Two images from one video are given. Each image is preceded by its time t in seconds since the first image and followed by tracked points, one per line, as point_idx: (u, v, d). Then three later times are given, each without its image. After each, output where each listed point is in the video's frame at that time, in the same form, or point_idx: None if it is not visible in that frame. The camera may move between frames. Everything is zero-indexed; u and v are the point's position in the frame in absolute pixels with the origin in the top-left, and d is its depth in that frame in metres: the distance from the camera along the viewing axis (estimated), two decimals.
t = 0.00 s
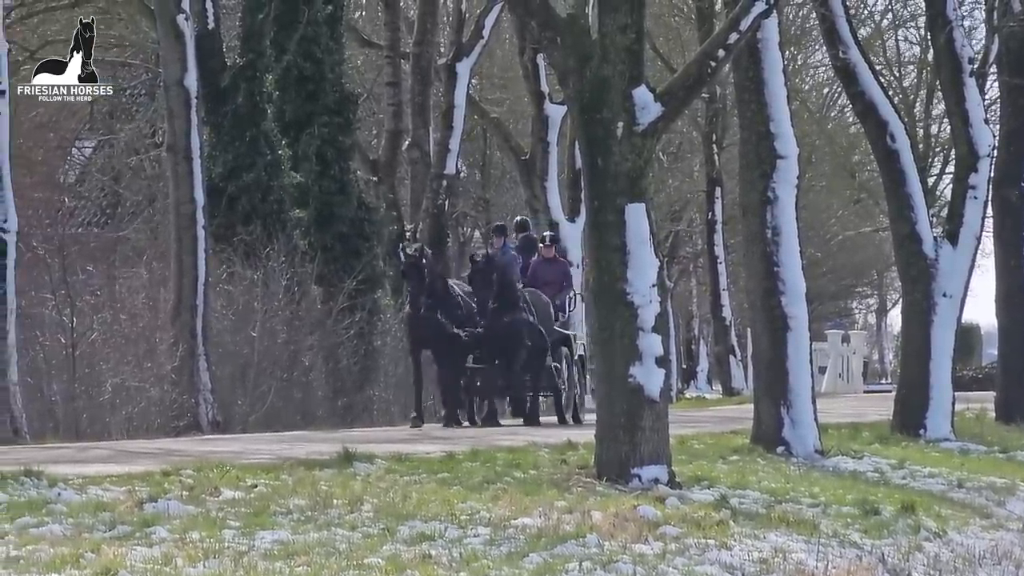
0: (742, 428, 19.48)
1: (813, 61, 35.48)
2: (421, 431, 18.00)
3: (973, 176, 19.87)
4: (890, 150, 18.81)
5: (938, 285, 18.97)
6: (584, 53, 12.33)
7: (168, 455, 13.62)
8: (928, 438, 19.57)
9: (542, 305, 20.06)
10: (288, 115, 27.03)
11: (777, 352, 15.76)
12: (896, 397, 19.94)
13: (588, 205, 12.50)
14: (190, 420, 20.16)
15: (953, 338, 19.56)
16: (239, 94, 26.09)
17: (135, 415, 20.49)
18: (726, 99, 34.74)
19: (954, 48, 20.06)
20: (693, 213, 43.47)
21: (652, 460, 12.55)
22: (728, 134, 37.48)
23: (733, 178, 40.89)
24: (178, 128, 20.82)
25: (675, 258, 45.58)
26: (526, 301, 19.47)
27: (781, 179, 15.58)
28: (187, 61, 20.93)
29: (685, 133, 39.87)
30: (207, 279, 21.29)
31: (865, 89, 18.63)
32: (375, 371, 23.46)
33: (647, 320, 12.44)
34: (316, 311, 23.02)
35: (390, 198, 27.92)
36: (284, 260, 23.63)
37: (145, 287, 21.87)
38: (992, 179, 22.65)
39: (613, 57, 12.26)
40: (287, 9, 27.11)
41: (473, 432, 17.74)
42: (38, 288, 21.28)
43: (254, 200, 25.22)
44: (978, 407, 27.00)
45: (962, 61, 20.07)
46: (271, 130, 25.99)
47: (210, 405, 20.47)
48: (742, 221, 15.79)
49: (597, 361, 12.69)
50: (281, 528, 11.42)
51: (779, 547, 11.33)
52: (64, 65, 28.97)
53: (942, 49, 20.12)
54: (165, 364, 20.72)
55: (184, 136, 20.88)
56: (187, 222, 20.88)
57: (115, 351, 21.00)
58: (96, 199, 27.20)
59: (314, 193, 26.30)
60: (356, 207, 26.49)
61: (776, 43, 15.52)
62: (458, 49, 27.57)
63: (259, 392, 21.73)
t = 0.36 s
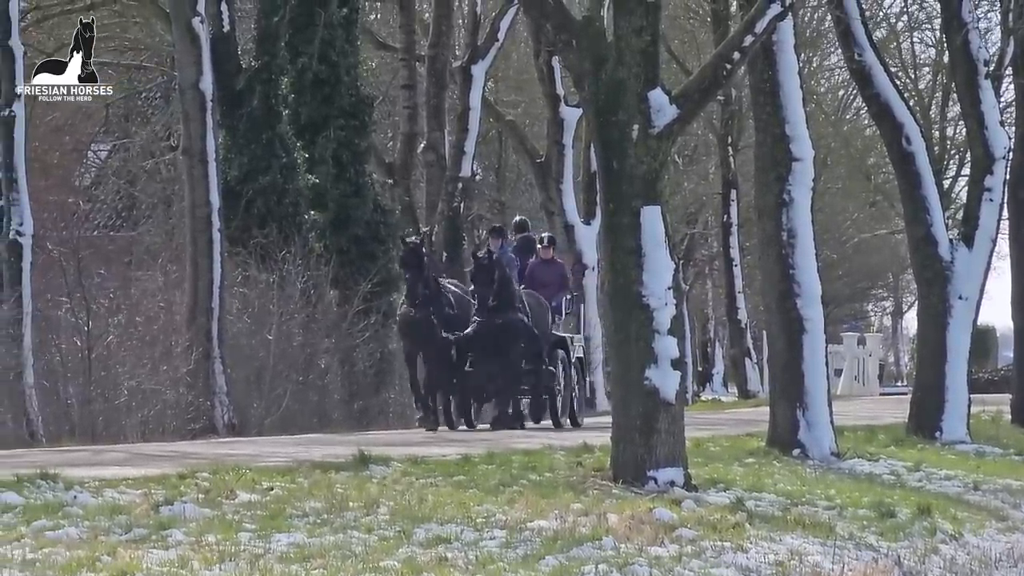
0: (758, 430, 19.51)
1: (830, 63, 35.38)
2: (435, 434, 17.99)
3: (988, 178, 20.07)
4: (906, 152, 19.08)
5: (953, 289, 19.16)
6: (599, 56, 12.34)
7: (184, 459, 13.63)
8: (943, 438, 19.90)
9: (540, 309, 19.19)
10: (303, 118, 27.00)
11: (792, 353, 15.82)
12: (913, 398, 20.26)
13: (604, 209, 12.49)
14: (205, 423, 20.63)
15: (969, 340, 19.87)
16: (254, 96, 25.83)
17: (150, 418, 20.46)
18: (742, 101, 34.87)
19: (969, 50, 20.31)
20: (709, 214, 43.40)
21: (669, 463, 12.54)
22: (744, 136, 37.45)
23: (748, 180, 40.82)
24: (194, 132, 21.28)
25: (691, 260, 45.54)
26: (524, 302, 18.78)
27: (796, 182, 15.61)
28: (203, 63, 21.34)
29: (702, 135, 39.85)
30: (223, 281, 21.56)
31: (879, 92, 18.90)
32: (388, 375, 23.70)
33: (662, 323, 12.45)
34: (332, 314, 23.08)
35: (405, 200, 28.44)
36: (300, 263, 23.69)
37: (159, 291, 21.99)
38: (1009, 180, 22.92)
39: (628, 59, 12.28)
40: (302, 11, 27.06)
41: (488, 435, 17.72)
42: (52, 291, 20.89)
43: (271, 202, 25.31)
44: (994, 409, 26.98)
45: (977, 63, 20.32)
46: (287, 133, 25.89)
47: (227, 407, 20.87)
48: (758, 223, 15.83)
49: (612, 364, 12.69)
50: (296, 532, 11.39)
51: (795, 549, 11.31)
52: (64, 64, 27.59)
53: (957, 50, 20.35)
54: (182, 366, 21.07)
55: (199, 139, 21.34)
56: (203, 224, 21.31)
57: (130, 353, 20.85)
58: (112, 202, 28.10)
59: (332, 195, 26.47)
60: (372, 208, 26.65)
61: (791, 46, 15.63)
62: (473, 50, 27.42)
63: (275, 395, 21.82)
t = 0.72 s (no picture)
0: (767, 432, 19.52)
1: (838, 66, 35.34)
2: (444, 436, 17.99)
3: (998, 181, 20.25)
4: (915, 154, 19.15)
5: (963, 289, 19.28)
6: (609, 59, 12.35)
7: (194, 461, 13.65)
8: (953, 442, 19.92)
9: (531, 305, 18.98)
10: (313, 120, 27.17)
11: (801, 355, 15.84)
12: (921, 402, 20.34)
13: (612, 212, 12.51)
14: (215, 426, 20.63)
15: (977, 343, 19.99)
16: (264, 98, 25.95)
17: (160, 421, 20.32)
18: (750, 103, 34.88)
19: (977, 52, 20.42)
20: (717, 217, 43.36)
21: (677, 466, 12.56)
22: (752, 138, 37.44)
23: (756, 182, 40.77)
24: (203, 134, 21.29)
25: (700, 263, 45.51)
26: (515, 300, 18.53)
27: (806, 184, 15.62)
28: (211, 66, 21.42)
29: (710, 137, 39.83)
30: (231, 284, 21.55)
31: (889, 94, 18.90)
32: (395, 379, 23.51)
33: (671, 326, 12.47)
34: (341, 316, 23.03)
35: (414, 203, 27.82)
36: (309, 265, 23.76)
37: (168, 295, 22.04)
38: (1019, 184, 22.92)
39: (638, 62, 12.30)
40: (311, 14, 27.23)
41: (497, 437, 17.73)
42: (63, 294, 21.40)
43: (280, 205, 25.59)
44: (1005, 412, 26.95)
45: (986, 65, 20.43)
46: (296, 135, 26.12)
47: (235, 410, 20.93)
48: (767, 226, 15.85)
49: (620, 367, 12.72)
50: (306, 534, 11.39)
51: (804, 551, 11.30)
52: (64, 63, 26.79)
53: (966, 53, 20.49)
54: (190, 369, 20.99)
55: (208, 141, 21.36)
56: (212, 226, 21.50)
57: (140, 356, 20.84)
58: (122, 203, 28.53)
59: (346, 198, 26.56)
60: (381, 211, 26.86)
61: (800, 49, 15.64)
62: (482, 53, 27.59)
63: (284, 398, 21.87)
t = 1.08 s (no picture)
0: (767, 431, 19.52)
1: (838, 65, 35.34)
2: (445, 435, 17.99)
3: (997, 180, 20.26)
4: (914, 153, 19.16)
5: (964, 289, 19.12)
6: (609, 57, 12.36)
7: (194, 460, 13.63)
8: (953, 441, 19.97)
9: (515, 301, 19.09)
10: (313, 119, 27.23)
11: (801, 355, 15.84)
12: (921, 400, 20.36)
13: (612, 210, 12.51)
14: (215, 424, 20.74)
15: (977, 342, 20.02)
16: (264, 96, 25.90)
17: (160, 420, 20.49)
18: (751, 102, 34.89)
19: (978, 51, 20.41)
20: (718, 216, 43.37)
21: (677, 465, 12.57)
22: (753, 138, 37.46)
23: (757, 181, 40.77)
24: (203, 133, 21.30)
25: (700, 262, 45.53)
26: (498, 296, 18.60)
27: (805, 183, 15.63)
28: (212, 65, 21.39)
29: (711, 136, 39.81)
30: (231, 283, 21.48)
31: (889, 92, 18.91)
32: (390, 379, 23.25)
33: (671, 325, 12.47)
34: (341, 315, 22.75)
35: (415, 202, 27.85)
36: (308, 264, 23.69)
37: (168, 292, 21.89)
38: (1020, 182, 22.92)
39: (638, 61, 12.30)
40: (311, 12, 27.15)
41: (496, 436, 17.74)
42: (63, 293, 21.27)
43: (281, 203, 25.53)
44: (1005, 411, 26.96)
45: (986, 64, 20.41)
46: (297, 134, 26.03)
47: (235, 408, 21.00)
48: (767, 224, 15.84)
49: (620, 366, 12.72)
50: (305, 533, 11.38)
51: (804, 550, 11.29)
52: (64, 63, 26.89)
53: (967, 52, 20.48)
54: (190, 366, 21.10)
55: (208, 140, 21.38)
56: (212, 225, 21.49)
57: (139, 355, 20.88)
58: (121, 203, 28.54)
59: (344, 197, 26.58)
60: (381, 209, 26.75)
61: (800, 47, 15.62)
62: (482, 51, 27.56)
63: (284, 396, 21.99)
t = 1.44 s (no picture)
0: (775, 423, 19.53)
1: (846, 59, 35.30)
2: (453, 427, 18.00)
3: (1006, 172, 20.16)
4: (924, 146, 19.30)
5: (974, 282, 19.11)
6: (617, 51, 12.35)
7: (203, 452, 13.64)
8: (960, 433, 19.95)
9: (505, 293, 19.00)
10: (321, 112, 27.59)
11: (810, 348, 15.88)
12: (929, 393, 20.37)
13: (620, 203, 12.52)
14: (221, 417, 20.49)
15: (985, 334, 20.08)
16: (272, 90, 26.46)
17: (168, 411, 20.74)
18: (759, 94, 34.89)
19: (987, 44, 20.17)
20: (726, 209, 43.36)
21: (685, 457, 12.59)
22: (761, 130, 37.46)
23: (764, 174, 40.77)
24: (212, 126, 21.23)
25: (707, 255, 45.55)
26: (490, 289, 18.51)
27: (814, 175, 15.66)
28: (220, 58, 21.35)
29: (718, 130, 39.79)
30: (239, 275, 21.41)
31: (897, 85, 19.11)
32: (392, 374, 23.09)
33: (680, 317, 12.47)
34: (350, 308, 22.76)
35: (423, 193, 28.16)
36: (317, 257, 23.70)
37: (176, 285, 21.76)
38: None
39: (646, 54, 12.30)
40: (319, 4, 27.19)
41: (503, 429, 17.73)
42: (71, 285, 21.70)
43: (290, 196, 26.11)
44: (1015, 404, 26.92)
45: (995, 57, 20.20)
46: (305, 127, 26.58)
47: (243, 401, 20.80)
48: (776, 217, 15.86)
49: (629, 359, 12.73)
50: (313, 525, 11.37)
51: (811, 543, 11.27)
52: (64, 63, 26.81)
53: (976, 45, 20.22)
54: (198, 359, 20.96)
55: (217, 133, 21.27)
56: (220, 217, 21.30)
57: (147, 346, 20.91)
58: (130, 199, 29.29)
59: (352, 189, 27.48)
60: (390, 201, 27.51)
61: (809, 39, 15.54)
62: (491, 43, 27.57)
63: (293, 387, 22.08)
